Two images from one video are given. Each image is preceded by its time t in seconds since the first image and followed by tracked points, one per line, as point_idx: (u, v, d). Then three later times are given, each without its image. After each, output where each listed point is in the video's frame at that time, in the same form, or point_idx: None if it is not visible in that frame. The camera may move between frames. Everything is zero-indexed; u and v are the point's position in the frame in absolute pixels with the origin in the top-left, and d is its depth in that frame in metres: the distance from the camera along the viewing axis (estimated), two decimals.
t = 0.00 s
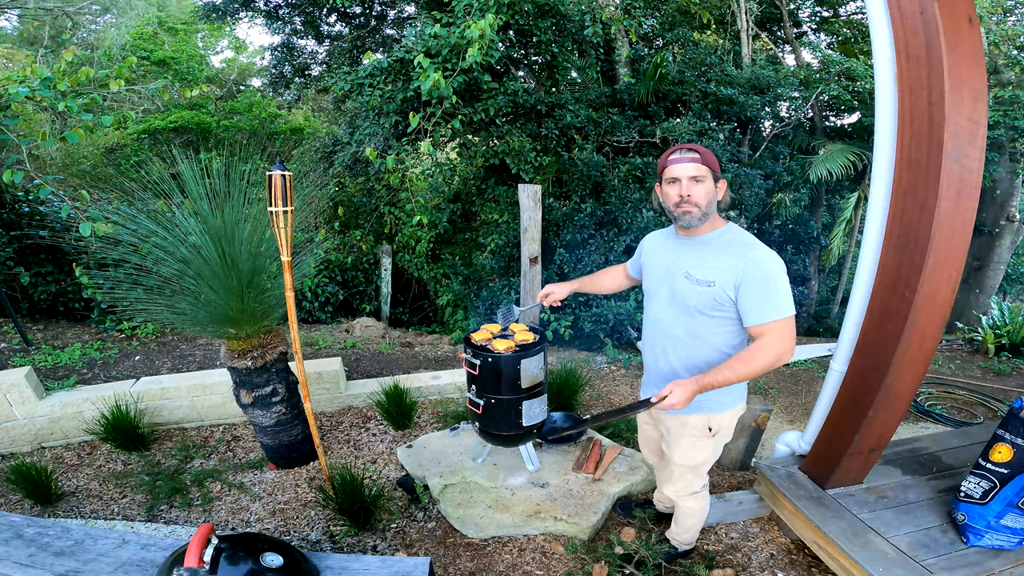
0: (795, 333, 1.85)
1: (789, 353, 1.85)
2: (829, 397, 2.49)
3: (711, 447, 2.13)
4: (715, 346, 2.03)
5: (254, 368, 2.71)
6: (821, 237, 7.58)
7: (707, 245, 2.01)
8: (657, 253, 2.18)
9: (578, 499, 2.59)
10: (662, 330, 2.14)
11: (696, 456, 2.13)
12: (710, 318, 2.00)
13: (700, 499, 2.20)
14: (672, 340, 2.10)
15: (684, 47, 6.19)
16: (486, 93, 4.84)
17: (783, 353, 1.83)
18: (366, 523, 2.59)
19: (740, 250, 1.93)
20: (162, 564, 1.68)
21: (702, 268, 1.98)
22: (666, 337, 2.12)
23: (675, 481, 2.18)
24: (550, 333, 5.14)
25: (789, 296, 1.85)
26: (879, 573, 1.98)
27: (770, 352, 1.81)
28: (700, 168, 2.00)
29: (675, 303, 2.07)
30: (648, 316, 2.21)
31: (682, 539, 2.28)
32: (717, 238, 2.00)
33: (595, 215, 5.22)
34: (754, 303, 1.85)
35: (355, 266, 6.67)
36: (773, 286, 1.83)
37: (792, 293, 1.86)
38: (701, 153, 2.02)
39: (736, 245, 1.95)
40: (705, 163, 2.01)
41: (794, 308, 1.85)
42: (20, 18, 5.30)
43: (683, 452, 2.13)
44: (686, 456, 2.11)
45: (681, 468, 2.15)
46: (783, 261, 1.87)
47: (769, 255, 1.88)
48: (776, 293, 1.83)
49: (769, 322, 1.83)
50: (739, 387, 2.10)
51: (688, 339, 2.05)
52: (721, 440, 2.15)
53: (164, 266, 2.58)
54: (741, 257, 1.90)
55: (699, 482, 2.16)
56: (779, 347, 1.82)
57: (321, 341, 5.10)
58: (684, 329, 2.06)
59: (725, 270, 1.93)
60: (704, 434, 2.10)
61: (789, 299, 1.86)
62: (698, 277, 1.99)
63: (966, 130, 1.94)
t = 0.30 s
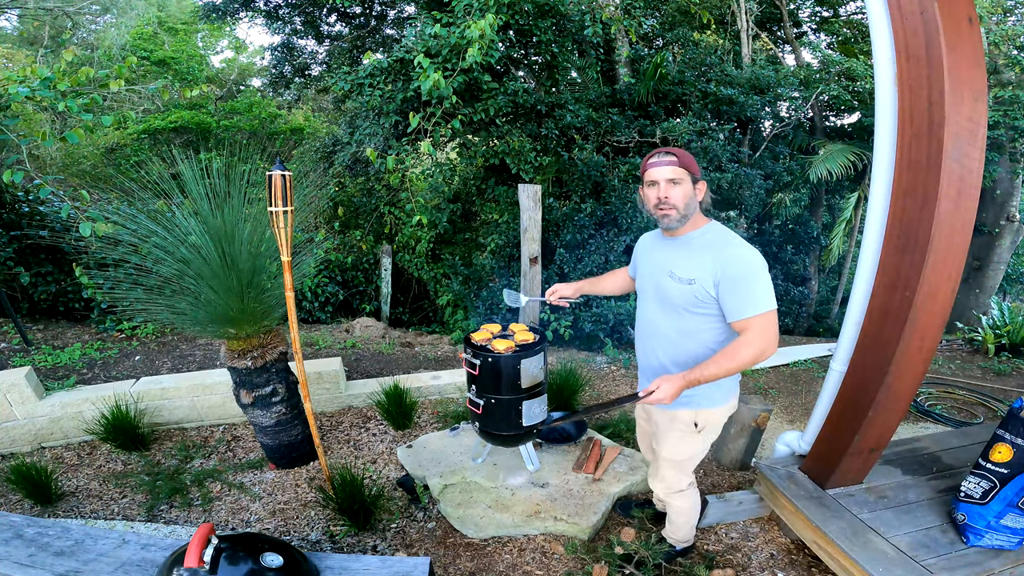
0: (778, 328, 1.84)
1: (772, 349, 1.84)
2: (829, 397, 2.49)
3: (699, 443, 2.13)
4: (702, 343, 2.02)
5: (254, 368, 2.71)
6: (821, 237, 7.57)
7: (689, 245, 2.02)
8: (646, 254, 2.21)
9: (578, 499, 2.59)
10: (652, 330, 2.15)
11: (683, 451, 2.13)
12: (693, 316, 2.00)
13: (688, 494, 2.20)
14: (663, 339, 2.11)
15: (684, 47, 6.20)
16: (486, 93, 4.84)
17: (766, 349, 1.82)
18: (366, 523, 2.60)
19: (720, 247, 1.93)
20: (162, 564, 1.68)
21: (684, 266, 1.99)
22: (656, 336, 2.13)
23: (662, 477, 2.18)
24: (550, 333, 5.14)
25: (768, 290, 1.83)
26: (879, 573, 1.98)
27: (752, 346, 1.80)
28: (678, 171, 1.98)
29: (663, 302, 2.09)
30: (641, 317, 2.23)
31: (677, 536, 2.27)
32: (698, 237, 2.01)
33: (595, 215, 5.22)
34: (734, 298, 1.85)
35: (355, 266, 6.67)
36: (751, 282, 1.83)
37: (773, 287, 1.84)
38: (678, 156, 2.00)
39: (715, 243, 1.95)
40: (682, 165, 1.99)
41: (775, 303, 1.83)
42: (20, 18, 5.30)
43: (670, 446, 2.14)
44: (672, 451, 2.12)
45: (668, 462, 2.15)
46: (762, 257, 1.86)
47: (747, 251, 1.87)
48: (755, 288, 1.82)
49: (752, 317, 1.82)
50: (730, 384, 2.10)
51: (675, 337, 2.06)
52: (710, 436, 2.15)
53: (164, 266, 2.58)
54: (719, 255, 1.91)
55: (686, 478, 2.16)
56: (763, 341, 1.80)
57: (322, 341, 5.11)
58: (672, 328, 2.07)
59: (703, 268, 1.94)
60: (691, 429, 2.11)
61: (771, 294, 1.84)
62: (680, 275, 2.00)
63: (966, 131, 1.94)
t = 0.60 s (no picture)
0: (767, 330, 1.86)
1: (760, 349, 1.86)
2: (829, 397, 2.50)
3: (671, 426, 2.16)
4: (693, 341, 2.03)
5: (254, 368, 2.71)
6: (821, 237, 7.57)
7: (685, 243, 2.02)
8: (646, 251, 2.21)
9: (577, 499, 2.59)
10: (647, 326, 2.16)
11: (651, 429, 2.17)
12: (686, 313, 2.01)
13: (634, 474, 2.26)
14: (655, 334, 2.12)
15: (684, 47, 6.20)
16: (486, 93, 4.84)
17: (754, 349, 1.84)
18: (366, 523, 2.60)
19: (714, 246, 1.93)
20: (162, 564, 1.68)
21: (678, 264, 2.00)
22: (649, 332, 2.14)
23: (618, 448, 2.21)
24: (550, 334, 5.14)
25: (760, 291, 1.84)
26: (879, 573, 1.98)
27: (740, 345, 1.82)
28: (634, 187, 2.00)
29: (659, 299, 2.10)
30: (637, 313, 2.24)
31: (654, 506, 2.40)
32: (693, 235, 2.01)
33: (595, 215, 5.23)
34: (725, 297, 1.86)
35: (355, 266, 6.67)
36: (743, 281, 1.83)
37: (764, 288, 1.85)
38: (635, 169, 1.98)
39: (710, 242, 1.95)
40: (635, 182, 1.99)
41: (766, 304, 1.84)
42: (20, 19, 5.30)
43: (639, 420, 2.18)
44: (640, 426, 2.14)
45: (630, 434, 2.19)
46: (756, 258, 1.86)
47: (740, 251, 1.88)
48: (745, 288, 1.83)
49: (742, 317, 1.83)
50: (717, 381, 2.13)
51: (667, 333, 2.07)
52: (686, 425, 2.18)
53: (164, 266, 2.58)
54: (713, 254, 1.91)
55: (640, 458, 2.19)
56: (751, 341, 1.82)
57: (322, 341, 5.11)
58: (665, 324, 2.08)
59: (697, 266, 1.94)
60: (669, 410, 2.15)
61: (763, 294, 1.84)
62: (675, 272, 2.00)
63: (966, 130, 1.94)
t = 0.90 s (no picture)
0: (753, 337, 1.84)
1: (745, 354, 1.84)
2: (829, 396, 2.50)
3: (654, 425, 2.11)
4: (681, 343, 2.04)
5: (254, 367, 2.71)
6: (821, 237, 7.58)
7: (675, 247, 2.02)
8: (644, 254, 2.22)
9: (578, 499, 2.59)
10: (640, 327, 2.18)
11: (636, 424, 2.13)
12: (675, 316, 2.03)
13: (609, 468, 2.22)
14: (648, 335, 2.14)
15: (684, 47, 6.20)
16: (486, 93, 4.84)
17: (739, 354, 1.83)
18: (366, 523, 2.60)
19: (701, 251, 1.92)
20: (162, 564, 1.68)
21: (668, 268, 2.01)
22: (643, 333, 2.16)
23: (601, 435, 2.17)
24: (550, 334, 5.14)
25: (745, 297, 1.83)
26: (879, 573, 1.98)
27: (721, 352, 1.81)
28: (619, 194, 2.01)
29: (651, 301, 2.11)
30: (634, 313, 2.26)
31: (600, 512, 2.34)
32: (682, 239, 2.00)
33: (596, 215, 5.25)
34: (708, 302, 1.86)
35: (355, 266, 6.67)
36: (725, 286, 1.83)
37: (749, 295, 1.83)
38: (620, 175, 1.99)
39: (697, 246, 1.95)
40: (620, 188, 1.99)
41: (751, 310, 1.82)
42: (20, 19, 5.30)
43: (628, 412, 2.14)
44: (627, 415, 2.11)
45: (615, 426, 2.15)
46: (741, 264, 1.85)
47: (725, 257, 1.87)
48: (728, 295, 1.82)
49: (724, 323, 1.82)
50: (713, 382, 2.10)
51: (658, 336, 2.08)
52: (673, 426, 2.14)
53: (165, 266, 2.58)
54: (699, 259, 1.91)
55: (620, 450, 2.15)
56: (734, 347, 1.81)
57: (321, 341, 5.10)
58: (656, 326, 2.10)
59: (683, 271, 1.95)
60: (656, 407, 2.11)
61: (747, 301, 1.83)
62: (663, 277, 2.03)
63: (966, 131, 1.95)
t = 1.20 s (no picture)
0: (747, 349, 1.83)
1: (738, 367, 1.84)
2: (830, 396, 2.50)
3: (648, 423, 2.11)
4: (678, 350, 2.06)
5: (254, 367, 2.71)
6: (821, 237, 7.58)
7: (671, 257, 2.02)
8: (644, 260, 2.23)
9: (578, 500, 2.59)
10: (640, 332, 2.20)
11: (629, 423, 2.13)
12: (672, 326, 2.04)
13: (605, 467, 2.22)
14: (646, 340, 2.17)
15: (684, 47, 6.20)
16: (486, 93, 4.84)
17: (731, 366, 1.83)
18: (366, 523, 2.60)
19: (695, 262, 1.92)
20: (162, 564, 1.68)
21: (664, 278, 2.02)
22: (642, 338, 2.19)
23: (595, 434, 2.18)
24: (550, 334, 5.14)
25: (739, 310, 1.82)
26: (879, 572, 1.98)
27: (712, 366, 1.82)
28: (615, 199, 2.00)
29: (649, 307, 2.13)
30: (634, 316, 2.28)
31: (597, 512, 2.33)
32: (678, 249, 1.99)
33: (595, 215, 5.25)
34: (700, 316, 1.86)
35: (355, 266, 6.67)
36: (718, 301, 1.82)
37: (743, 310, 1.82)
38: (616, 180, 1.98)
39: (691, 258, 1.94)
40: (616, 194, 1.98)
41: (744, 325, 1.81)
42: (20, 18, 5.30)
43: (621, 410, 2.15)
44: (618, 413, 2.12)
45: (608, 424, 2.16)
46: (733, 279, 1.84)
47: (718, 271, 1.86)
48: (719, 309, 1.82)
49: (716, 338, 1.82)
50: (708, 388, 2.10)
51: (655, 342, 2.11)
52: (667, 426, 2.14)
53: (165, 266, 2.58)
54: (692, 271, 1.91)
55: (613, 449, 2.15)
56: (725, 361, 1.81)
57: (321, 341, 5.10)
58: (655, 335, 2.12)
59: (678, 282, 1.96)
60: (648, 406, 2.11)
61: (739, 315, 1.82)
62: (660, 287, 2.04)
63: (966, 130, 1.95)
